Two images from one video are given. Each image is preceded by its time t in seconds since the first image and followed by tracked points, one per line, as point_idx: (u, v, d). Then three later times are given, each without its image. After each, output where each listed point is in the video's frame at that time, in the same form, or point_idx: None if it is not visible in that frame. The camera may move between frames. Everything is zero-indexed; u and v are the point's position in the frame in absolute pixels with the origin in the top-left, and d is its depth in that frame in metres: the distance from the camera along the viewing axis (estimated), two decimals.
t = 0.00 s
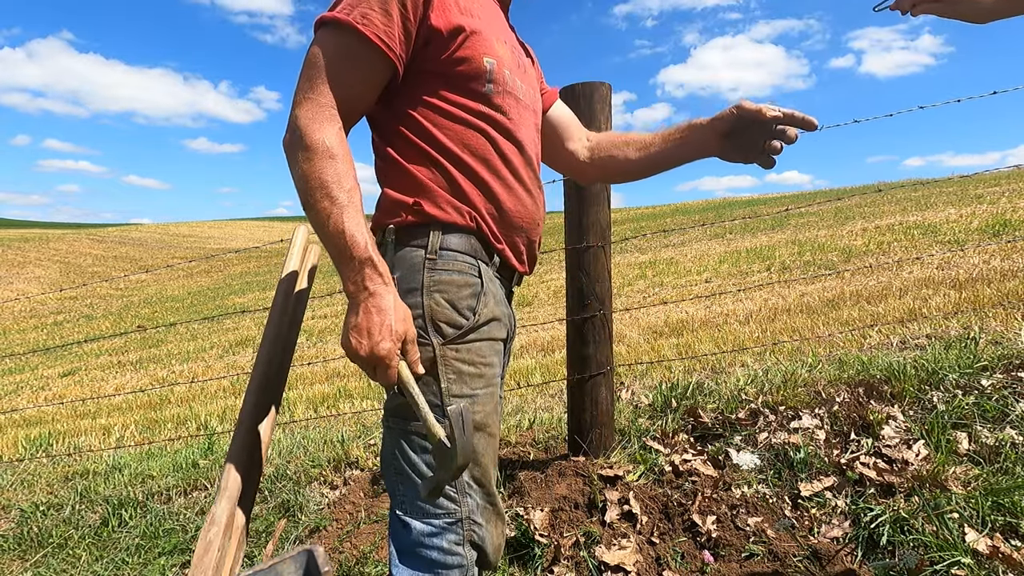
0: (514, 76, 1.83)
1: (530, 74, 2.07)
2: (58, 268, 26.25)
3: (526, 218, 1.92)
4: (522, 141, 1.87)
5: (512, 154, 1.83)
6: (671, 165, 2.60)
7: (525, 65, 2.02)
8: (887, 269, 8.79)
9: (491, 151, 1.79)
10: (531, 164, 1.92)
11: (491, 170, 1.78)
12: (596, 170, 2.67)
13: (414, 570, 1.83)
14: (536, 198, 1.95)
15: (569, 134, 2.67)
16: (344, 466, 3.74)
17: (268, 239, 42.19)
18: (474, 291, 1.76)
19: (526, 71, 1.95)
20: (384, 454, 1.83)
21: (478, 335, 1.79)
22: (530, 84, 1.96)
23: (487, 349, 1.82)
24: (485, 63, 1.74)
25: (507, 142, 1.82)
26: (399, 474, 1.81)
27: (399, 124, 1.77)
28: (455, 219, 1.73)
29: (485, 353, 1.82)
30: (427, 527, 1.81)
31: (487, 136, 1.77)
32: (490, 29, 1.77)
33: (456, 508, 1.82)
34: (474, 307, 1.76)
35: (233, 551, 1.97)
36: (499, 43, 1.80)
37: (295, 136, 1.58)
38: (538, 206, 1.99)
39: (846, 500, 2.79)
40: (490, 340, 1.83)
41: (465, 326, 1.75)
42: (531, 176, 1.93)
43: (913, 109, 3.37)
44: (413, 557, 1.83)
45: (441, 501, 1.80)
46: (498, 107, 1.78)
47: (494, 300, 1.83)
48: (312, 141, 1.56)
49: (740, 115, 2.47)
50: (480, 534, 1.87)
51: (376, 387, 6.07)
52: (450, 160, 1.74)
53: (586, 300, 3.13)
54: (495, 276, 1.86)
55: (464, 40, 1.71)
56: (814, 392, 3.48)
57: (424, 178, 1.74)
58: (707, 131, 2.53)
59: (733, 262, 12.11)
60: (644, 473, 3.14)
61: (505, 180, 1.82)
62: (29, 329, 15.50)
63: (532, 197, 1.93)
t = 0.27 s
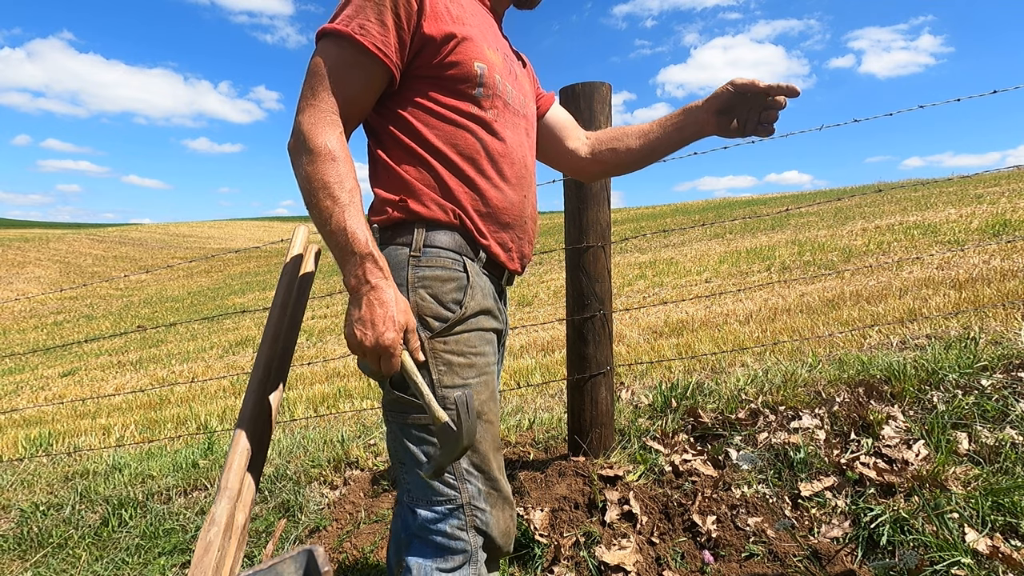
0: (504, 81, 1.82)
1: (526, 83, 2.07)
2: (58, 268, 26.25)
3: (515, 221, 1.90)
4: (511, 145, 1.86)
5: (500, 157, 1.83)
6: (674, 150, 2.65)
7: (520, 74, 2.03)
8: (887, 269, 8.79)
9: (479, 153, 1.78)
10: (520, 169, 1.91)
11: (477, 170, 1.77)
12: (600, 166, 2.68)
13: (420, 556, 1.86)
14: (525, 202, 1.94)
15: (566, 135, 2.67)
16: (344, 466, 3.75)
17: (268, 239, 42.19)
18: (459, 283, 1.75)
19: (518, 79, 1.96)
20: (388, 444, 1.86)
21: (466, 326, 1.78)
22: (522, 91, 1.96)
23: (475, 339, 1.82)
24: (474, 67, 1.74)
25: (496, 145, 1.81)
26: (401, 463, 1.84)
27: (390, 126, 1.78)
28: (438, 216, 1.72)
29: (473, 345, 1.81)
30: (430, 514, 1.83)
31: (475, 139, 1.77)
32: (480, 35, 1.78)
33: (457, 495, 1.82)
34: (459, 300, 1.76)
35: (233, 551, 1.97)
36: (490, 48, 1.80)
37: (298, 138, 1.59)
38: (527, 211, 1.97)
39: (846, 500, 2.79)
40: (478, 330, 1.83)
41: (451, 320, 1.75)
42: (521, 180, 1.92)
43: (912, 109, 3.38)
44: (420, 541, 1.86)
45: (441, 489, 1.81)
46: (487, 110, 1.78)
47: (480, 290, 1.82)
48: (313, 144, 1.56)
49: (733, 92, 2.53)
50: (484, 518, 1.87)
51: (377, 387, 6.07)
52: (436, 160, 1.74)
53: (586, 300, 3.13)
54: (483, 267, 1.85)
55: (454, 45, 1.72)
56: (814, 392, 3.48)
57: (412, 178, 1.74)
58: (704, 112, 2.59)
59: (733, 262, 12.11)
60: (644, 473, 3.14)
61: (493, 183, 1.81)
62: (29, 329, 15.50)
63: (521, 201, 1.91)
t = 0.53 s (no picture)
0: (502, 78, 1.84)
1: (517, 78, 2.08)
2: (58, 268, 26.26)
3: (525, 218, 1.93)
4: (514, 142, 1.88)
5: (506, 156, 1.84)
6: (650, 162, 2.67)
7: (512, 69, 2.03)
8: (887, 269, 8.79)
9: (486, 154, 1.79)
10: (524, 165, 1.93)
11: (486, 171, 1.78)
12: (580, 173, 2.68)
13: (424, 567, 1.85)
14: (532, 199, 1.96)
15: (551, 138, 2.63)
16: (344, 466, 3.75)
17: (268, 239, 42.18)
18: (477, 294, 1.75)
19: (512, 73, 1.97)
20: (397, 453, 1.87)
21: (482, 337, 1.78)
22: (516, 86, 1.97)
23: (491, 351, 1.82)
24: (474, 67, 1.75)
25: (501, 144, 1.83)
26: (409, 473, 1.84)
27: (392, 132, 1.77)
28: (452, 222, 1.73)
29: (491, 356, 1.81)
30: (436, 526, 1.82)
31: (482, 140, 1.78)
32: (475, 33, 1.78)
33: (466, 510, 1.81)
34: (476, 310, 1.76)
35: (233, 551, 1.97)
36: (485, 46, 1.81)
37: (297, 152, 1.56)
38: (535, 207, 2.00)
39: (846, 500, 2.79)
40: (494, 341, 1.83)
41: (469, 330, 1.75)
42: (526, 176, 1.94)
43: (912, 109, 3.38)
44: (425, 554, 1.85)
45: (449, 503, 1.80)
46: (489, 110, 1.79)
47: (496, 300, 1.82)
48: (316, 158, 1.55)
49: (709, 106, 2.54)
50: (491, 535, 1.85)
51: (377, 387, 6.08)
52: (444, 164, 1.74)
53: (586, 300, 3.13)
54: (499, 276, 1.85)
55: (451, 45, 1.72)
56: (814, 392, 3.48)
57: (422, 184, 1.73)
58: (681, 125, 2.60)
59: (733, 262, 12.11)
60: (644, 473, 3.14)
61: (503, 182, 1.83)
62: (29, 329, 15.50)
63: (529, 197, 1.93)
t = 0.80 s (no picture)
0: (503, 70, 1.84)
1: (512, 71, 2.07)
2: (57, 268, 26.25)
3: (535, 210, 1.94)
4: (520, 135, 1.89)
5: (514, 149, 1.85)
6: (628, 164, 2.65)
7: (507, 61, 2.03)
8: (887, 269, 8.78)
9: (497, 149, 1.79)
10: (530, 157, 1.94)
11: (497, 167, 1.79)
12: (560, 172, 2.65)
13: None
14: (540, 190, 1.98)
15: (536, 132, 2.59)
16: (344, 466, 3.74)
17: (268, 239, 42.18)
18: (492, 298, 1.76)
19: (509, 63, 1.96)
20: (392, 458, 1.84)
21: (496, 343, 1.80)
22: (514, 77, 1.97)
23: (503, 358, 1.83)
24: (478, 61, 1.74)
25: (508, 138, 1.84)
26: (405, 480, 1.82)
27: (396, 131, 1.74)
28: (469, 220, 1.73)
29: (502, 361, 1.82)
30: (429, 535, 1.81)
31: (491, 135, 1.78)
32: (474, 26, 1.77)
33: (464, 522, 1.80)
34: (491, 314, 1.76)
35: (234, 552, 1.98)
36: (484, 39, 1.80)
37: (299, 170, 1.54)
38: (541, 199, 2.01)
39: (846, 500, 2.79)
40: (506, 347, 1.84)
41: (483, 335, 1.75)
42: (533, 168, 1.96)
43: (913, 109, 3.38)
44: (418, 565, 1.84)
45: (447, 513, 1.79)
46: (494, 104, 1.79)
47: (510, 306, 1.83)
48: (317, 176, 1.52)
49: (687, 111, 2.50)
50: (485, 546, 1.85)
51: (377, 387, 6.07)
52: (456, 162, 1.73)
53: (586, 300, 3.13)
54: (512, 279, 1.87)
55: (454, 40, 1.70)
56: (814, 392, 3.48)
57: (436, 183, 1.72)
58: (658, 128, 2.56)
59: (733, 262, 12.10)
60: (644, 473, 3.14)
61: (514, 176, 1.84)
62: (29, 329, 15.50)
63: (537, 189, 1.95)
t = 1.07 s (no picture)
0: (512, 67, 1.85)
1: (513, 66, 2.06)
2: (57, 268, 26.26)
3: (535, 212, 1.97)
4: (525, 134, 1.90)
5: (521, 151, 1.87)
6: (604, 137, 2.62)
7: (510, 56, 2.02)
8: (887, 269, 8.78)
9: (506, 148, 1.81)
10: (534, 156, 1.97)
11: (505, 166, 1.81)
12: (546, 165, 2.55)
13: None
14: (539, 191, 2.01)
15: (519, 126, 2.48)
16: (344, 466, 3.74)
17: (268, 239, 42.19)
18: (497, 303, 1.77)
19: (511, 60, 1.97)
20: (380, 470, 1.81)
21: (499, 350, 1.80)
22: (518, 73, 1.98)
23: (504, 365, 1.83)
24: (492, 58, 1.75)
25: (516, 138, 1.85)
26: (395, 491, 1.79)
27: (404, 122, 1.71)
28: (477, 222, 1.73)
29: (502, 368, 1.83)
30: (420, 548, 1.78)
31: (502, 135, 1.79)
32: (488, 19, 1.77)
33: (458, 533, 1.77)
34: (496, 319, 1.77)
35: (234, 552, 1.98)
36: (497, 35, 1.80)
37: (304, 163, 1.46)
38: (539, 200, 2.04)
39: (846, 500, 2.79)
40: (507, 354, 1.85)
41: (488, 341, 1.75)
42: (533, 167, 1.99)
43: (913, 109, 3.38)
44: None
45: (441, 524, 1.76)
46: (505, 103, 1.80)
47: (511, 313, 1.85)
48: (324, 171, 1.46)
49: (642, 68, 2.49)
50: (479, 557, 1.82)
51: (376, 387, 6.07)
52: (466, 160, 1.73)
53: (586, 300, 3.13)
54: (513, 283, 1.88)
55: (471, 34, 1.69)
56: (814, 392, 3.48)
57: (446, 181, 1.71)
58: (624, 94, 2.55)
59: (733, 262, 12.11)
60: (644, 473, 3.14)
61: (520, 177, 1.86)
62: (29, 329, 15.51)
63: (539, 189, 1.98)
